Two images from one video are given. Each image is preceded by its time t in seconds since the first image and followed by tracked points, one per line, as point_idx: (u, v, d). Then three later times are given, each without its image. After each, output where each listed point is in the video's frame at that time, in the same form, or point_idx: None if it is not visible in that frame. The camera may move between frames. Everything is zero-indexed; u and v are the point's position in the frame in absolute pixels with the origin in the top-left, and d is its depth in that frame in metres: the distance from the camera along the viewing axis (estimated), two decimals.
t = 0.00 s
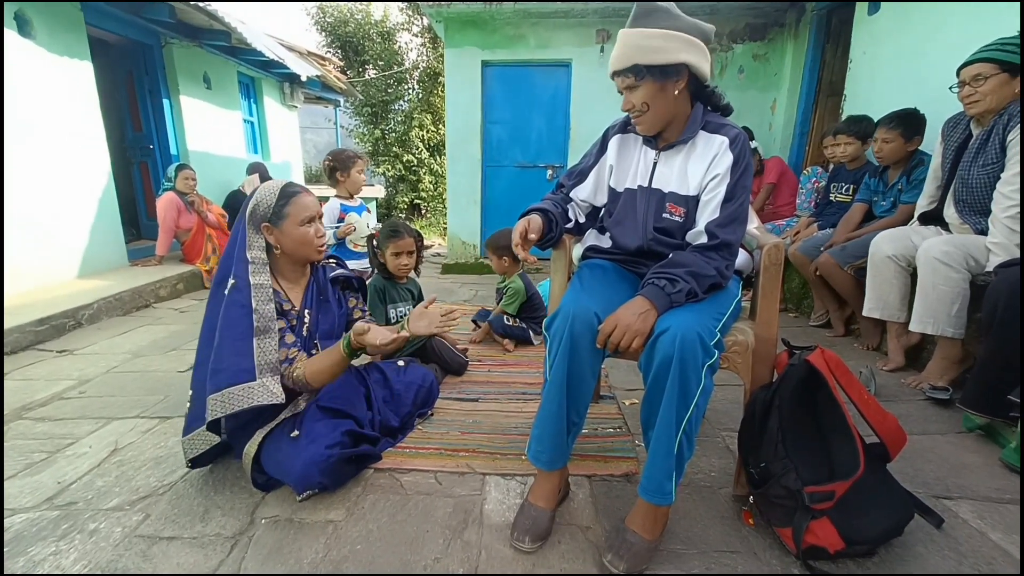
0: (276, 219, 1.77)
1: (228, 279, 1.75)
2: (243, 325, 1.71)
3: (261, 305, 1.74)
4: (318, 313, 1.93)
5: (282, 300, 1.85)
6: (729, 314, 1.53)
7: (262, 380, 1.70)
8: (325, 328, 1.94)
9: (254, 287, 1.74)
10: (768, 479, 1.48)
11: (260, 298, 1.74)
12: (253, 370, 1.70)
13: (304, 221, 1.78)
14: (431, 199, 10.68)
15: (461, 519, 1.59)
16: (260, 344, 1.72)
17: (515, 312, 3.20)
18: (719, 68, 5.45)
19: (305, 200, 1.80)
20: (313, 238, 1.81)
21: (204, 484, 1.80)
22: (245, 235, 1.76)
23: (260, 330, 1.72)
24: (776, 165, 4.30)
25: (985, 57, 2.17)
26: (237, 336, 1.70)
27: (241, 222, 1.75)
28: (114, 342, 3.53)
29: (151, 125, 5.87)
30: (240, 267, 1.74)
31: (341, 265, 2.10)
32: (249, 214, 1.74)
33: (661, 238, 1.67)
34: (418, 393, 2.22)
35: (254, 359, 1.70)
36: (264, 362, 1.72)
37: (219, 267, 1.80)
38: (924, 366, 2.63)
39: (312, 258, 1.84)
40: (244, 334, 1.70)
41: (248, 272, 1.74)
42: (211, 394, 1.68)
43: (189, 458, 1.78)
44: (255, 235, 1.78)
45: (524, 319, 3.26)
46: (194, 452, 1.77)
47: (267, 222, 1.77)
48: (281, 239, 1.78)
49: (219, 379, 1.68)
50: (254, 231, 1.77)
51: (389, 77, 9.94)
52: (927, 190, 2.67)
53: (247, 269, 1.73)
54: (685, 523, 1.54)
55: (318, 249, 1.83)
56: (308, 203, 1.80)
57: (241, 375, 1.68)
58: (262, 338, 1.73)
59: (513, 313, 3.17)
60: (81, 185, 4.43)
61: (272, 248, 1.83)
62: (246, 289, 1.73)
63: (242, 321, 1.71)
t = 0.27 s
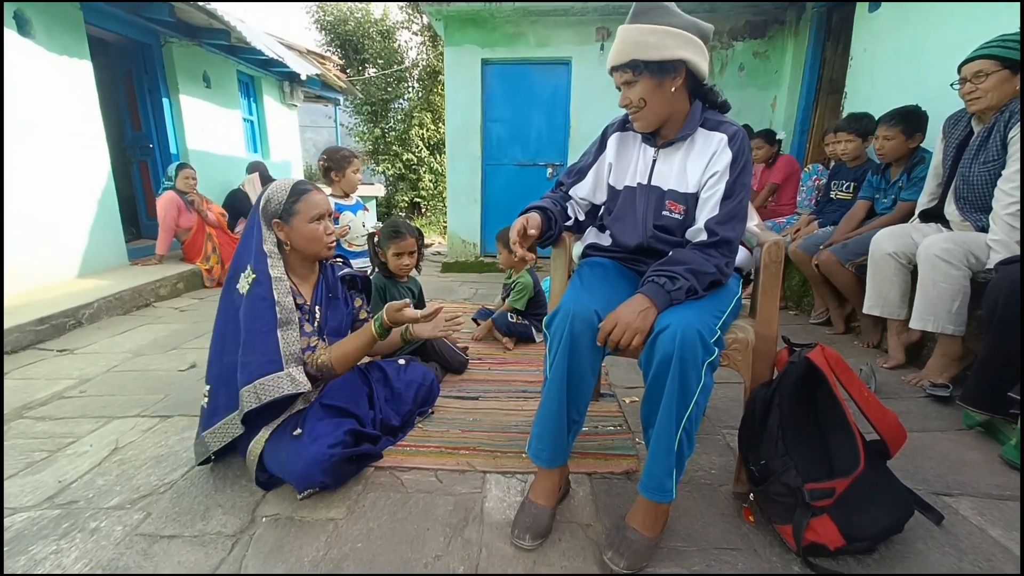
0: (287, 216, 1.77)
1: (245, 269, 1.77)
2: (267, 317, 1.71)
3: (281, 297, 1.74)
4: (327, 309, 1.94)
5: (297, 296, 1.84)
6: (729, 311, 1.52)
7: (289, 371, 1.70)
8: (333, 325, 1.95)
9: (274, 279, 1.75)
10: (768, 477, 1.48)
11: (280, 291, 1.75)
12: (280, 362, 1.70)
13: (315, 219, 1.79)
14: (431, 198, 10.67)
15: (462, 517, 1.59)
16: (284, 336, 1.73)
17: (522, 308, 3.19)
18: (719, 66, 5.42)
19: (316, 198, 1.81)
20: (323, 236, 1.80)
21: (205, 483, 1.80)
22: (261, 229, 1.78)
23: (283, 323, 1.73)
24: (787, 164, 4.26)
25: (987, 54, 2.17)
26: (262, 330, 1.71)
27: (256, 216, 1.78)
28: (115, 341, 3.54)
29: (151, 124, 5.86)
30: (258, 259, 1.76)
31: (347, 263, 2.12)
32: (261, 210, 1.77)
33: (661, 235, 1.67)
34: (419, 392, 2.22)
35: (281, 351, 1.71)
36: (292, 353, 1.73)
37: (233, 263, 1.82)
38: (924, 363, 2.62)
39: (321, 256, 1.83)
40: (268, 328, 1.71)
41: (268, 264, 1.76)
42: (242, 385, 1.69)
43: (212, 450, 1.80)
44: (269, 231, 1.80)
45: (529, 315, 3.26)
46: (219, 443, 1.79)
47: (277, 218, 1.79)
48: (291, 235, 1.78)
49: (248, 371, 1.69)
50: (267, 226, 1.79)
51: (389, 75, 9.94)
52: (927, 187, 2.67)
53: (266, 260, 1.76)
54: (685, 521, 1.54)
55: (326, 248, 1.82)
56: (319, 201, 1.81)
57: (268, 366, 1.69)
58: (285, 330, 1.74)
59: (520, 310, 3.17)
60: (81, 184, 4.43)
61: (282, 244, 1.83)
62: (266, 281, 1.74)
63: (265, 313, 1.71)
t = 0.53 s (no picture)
0: (291, 216, 1.78)
1: (250, 266, 1.77)
2: (269, 315, 1.70)
3: (285, 294, 1.74)
4: (330, 310, 1.94)
5: (299, 297, 1.84)
6: (729, 312, 1.52)
7: (285, 370, 1.70)
8: (335, 326, 1.95)
9: (277, 278, 1.75)
10: (769, 478, 1.48)
11: (283, 288, 1.74)
12: (279, 358, 1.70)
13: (318, 219, 1.79)
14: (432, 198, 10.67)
15: (461, 518, 1.59)
16: (284, 334, 1.72)
17: (523, 307, 3.20)
18: (719, 66, 5.43)
19: (321, 198, 1.81)
20: (326, 237, 1.81)
21: (204, 483, 1.80)
22: (266, 230, 1.78)
23: (284, 321, 1.72)
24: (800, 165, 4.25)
25: (988, 54, 2.17)
26: (264, 326, 1.70)
27: (261, 216, 1.79)
28: (114, 340, 3.53)
29: (151, 123, 5.86)
30: (264, 256, 1.76)
31: (350, 264, 2.11)
32: (267, 208, 1.77)
33: (662, 236, 1.67)
34: (419, 392, 2.22)
35: (280, 348, 1.71)
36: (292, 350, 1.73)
37: (237, 261, 1.82)
38: (924, 365, 2.62)
39: (325, 256, 1.83)
40: (268, 326, 1.70)
41: (273, 263, 1.75)
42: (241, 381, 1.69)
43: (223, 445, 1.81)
44: (274, 231, 1.80)
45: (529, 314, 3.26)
46: (230, 437, 1.79)
47: (281, 217, 1.79)
48: (295, 234, 1.78)
49: (248, 368, 1.68)
50: (272, 226, 1.80)
51: (389, 75, 9.94)
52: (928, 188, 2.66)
53: (271, 258, 1.76)
54: (685, 522, 1.54)
55: (330, 249, 1.83)
56: (323, 201, 1.81)
57: (268, 363, 1.68)
58: (286, 328, 1.73)
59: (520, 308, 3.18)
60: (81, 184, 4.43)
61: (286, 243, 1.84)
62: (272, 279, 1.74)
63: (267, 310, 1.70)
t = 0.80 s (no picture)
0: (282, 216, 1.78)
1: (240, 268, 1.77)
2: (258, 316, 1.70)
3: (274, 296, 1.73)
4: (322, 310, 1.93)
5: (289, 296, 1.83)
6: (726, 315, 1.53)
7: (275, 371, 1.70)
8: (328, 326, 1.94)
9: (267, 280, 1.74)
10: (767, 481, 1.48)
11: (274, 290, 1.73)
12: (267, 360, 1.70)
13: (309, 219, 1.79)
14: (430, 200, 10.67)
15: (459, 521, 1.59)
16: (273, 335, 1.72)
17: (525, 309, 3.22)
18: (717, 71, 5.45)
19: (311, 199, 1.81)
20: (316, 238, 1.81)
21: (201, 486, 1.79)
22: (256, 233, 1.78)
23: (273, 322, 1.72)
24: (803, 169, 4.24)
25: (984, 60, 2.18)
26: (253, 327, 1.70)
27: (253, 219, 1.79)
28: (111, 342, 3.52)
29: (150, 125, 5.86)
30: (254, 259, 1.76)
31: (344, 265, 2.11)
32: (257, 210, 1.77)
33: (660, 240, 1.68)
34: (417, 394, 2.21)
35: (269, 349, 1.71)
36: (280, 352, 1.73)
37: (231, 260, 1.82)
38: (922, 368, 2.63)
39: (318, 255, 1.84)
40: (257, 327, 1.70)
41: (263, 265, 1.75)
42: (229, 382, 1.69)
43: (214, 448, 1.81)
44: (264, 233, 1.80)
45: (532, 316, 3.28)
46: (222, 442, 1.80)
47: (273, 219, 1.78)
48: (287, 236, 1.78)
49: (237, 369, 1.68)
50: (264, 228, 1.80)
51: (388, 77, 9.96)
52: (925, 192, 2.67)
53: (261, 261, 1.75)
54: (683, 526, 1.54)
55: (321, 249, 1.83)
56: (312, 202, 1.81)
57: (256, 365, 1.68)
58: (275, 330, 1.73)
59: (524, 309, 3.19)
60: (78, 185, 4.42)
61: (276, 245, 1.83)
62: (261, 281, 1.73)
63: (257, 311, 1.70)
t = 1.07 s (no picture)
0: (273, 219, 1.78)
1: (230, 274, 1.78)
2: (250, 319, 1.71)
3: (264, 300, 1.74)
4: (317, 310, 1.93)
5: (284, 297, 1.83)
6: (727, 320, 1.52)
7: (269, 373, 1.70)
8: (325, 327, 1.94)
9: (257, 283, 1.74)
10: (767, 487, 1.47)
11: (263, 293, 1.74)
12: (260, 364, 1.70)
13: (302, 220, 1.79)
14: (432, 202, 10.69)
15: (459, 525, 1.58)
16: (266, 339, 1.73)
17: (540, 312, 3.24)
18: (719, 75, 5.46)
19: (302, 200, 1.81)
20: (309, 238, 1.80)
21: (201, 488, 1.79)
22: (246, 234, 1.79)
23: (265, 325, 1.73)
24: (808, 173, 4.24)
25: (988, 66, 2.17)
26: (245, 331, 1.71)
27: (243, 222, 1.79)
28: (113, 343, 3.53)
29: (152, 126, 5.87)
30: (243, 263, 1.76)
31: (339, 265, 2.10)
32: (248, 214, 1.78)
33: (660, 244, 1.67)
34: (416, 397, 2.21)
35: (262, 352, 1.71)
36: (271, 355, 1.73)
37: (222, 266, 1.83)
38: (924, 373, 2.62)
39: (310, 256, 1.83)
40: (249, 329, 1.71)
41: (252, 268, 1.75)
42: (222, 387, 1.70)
43: (206, 454, 1.80)
44: (254, 234, 1.80)
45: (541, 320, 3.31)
46: (214, 447, 1.80)
47: (264, 222, 1.79)
48: (278, 238, 1.78)
49: (229, 373, 1.69)
50: (254, 230, 1.80)
51: (390, 80, 9.99)
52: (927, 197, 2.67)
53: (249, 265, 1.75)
54: (684, 531, 1.53)
55: (314, 249, 1.82)
56: (304, 203, 1.80)
57: (249, 369, 1.69)
58: (267, 333, 1.74)
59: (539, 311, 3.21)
60: (81, 186, 4.43)
61: (270, 247, 1.83)
62: (251, 285, 1.74)
63: (248, 315, 1.71)
